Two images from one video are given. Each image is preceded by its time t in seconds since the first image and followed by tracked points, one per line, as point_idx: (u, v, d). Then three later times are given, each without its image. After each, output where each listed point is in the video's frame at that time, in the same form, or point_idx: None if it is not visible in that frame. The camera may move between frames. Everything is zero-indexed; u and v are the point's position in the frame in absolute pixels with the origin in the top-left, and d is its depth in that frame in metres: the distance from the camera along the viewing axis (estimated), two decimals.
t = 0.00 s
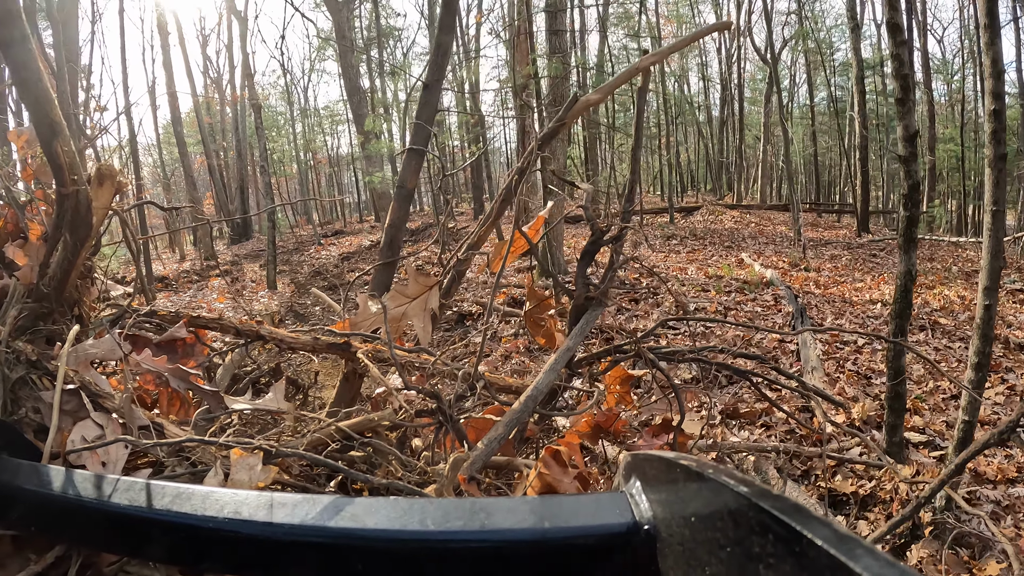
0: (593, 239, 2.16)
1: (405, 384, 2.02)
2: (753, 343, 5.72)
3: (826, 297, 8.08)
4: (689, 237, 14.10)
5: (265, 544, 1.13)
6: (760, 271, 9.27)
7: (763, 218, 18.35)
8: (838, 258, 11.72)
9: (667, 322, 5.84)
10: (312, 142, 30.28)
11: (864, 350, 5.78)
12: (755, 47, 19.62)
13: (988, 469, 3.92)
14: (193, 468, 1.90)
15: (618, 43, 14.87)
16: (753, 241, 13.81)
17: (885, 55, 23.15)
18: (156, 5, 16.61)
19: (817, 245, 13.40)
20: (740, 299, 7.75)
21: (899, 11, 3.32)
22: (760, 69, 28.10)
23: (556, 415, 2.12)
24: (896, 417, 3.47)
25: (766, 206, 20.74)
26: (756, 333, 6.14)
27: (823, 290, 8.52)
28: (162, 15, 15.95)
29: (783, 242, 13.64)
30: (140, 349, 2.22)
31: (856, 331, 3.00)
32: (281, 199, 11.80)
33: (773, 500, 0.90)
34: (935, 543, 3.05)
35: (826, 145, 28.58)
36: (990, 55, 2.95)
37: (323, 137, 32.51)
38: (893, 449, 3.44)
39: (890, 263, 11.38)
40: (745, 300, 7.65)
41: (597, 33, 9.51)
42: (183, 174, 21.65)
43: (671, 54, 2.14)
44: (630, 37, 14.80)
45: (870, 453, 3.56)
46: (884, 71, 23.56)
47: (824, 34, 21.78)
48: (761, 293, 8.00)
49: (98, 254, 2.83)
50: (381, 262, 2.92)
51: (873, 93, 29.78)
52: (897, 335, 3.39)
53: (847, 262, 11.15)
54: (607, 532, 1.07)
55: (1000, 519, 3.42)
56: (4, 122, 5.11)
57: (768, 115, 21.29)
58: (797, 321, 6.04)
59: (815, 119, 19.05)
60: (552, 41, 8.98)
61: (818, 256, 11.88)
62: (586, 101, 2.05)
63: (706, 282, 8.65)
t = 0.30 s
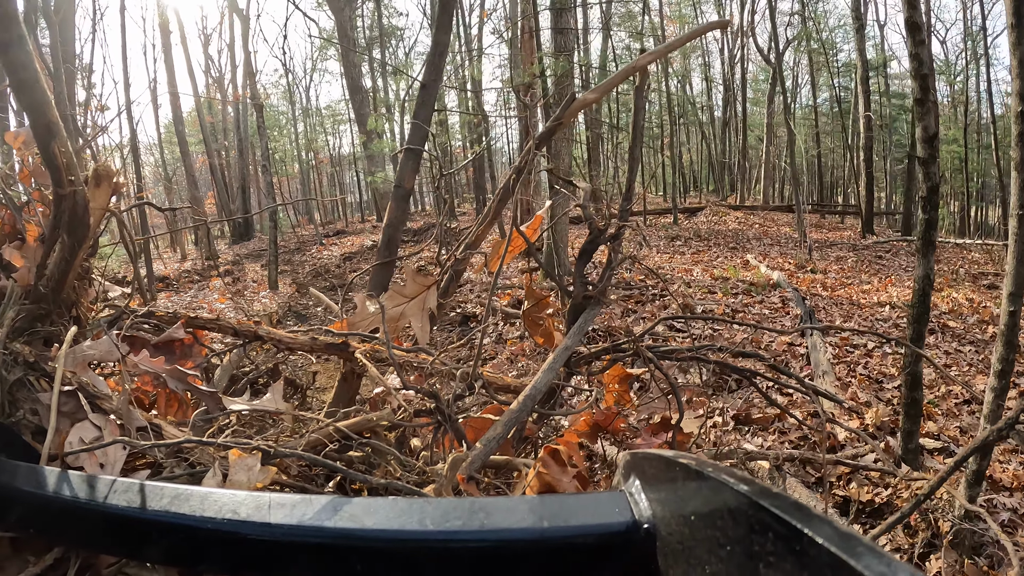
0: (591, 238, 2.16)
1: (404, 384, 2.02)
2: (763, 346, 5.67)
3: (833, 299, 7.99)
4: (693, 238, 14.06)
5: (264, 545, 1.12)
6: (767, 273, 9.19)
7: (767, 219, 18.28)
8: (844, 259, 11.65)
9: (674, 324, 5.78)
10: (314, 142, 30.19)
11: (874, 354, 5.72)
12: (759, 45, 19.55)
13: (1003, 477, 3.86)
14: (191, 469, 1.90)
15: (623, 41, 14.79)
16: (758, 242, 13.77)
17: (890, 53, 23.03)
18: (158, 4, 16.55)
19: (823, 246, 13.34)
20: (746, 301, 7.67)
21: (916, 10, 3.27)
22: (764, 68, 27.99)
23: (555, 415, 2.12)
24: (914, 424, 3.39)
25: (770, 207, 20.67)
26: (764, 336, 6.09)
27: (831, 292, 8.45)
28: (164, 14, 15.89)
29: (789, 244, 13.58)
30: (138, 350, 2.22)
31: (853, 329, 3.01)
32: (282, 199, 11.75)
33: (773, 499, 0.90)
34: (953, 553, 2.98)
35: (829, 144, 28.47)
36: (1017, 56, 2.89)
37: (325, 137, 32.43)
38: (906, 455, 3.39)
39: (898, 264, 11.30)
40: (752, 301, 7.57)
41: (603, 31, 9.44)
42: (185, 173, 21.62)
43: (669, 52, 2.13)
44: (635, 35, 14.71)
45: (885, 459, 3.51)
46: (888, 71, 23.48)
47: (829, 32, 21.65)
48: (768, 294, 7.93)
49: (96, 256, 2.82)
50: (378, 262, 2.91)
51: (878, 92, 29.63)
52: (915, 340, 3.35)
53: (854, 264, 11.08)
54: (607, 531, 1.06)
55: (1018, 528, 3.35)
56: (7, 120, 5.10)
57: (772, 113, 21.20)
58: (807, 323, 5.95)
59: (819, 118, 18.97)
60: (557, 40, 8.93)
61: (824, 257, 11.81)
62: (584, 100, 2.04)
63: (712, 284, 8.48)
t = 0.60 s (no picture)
0: (589, 238, 2.16)
1: (402, 385, 2.01)
2: (773, 350, 5.53)
3: (842, 301, 7.84)
4: (698, 239, 14.02)
5: (263, 546, 1.12)
6: (774, 274, 9.10)
7: (771, 219, 18.19)
8: (851, 260, 11.57)
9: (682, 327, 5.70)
10: (316, 142, 30.10)
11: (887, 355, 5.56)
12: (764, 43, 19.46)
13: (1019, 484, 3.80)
14: (190, 471, 1.90)
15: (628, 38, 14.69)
16: (763, 243, 13.70)
17: (894, 51, 22.92)
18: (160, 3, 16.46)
19: (829, 247, 13.27)
20: (755, 303, 7.51)
21: (939, 7, 3.21)
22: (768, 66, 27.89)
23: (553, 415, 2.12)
24: (930, 430, 3.29)
25: (775, 208, 20.60)
26: (774, 339, 5.94)
27: (839, 294, 8.33)
28: (166, 14, 15.83)
29: (794, 245, 13.51)
30: (136, 351, 2.21)
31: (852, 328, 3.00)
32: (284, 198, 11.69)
33: (771, 497, 0.90)
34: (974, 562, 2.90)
35: (832, 142, 28.34)
36: None
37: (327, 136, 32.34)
38: (924, 462, 3.31)
39: (905, 265, 11.21)
40: (760, 304, 7.39)
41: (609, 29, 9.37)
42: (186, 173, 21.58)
43: (667, 52, 2.13)
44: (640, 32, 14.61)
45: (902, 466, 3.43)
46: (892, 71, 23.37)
47: (833, 30, 21.55)
48: (775, 297, 7.78)
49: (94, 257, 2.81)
50: (376, 263, 2.90)
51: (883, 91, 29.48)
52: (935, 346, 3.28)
53: (861, 265, 10.99)
54: (605, 530, 1.06)
55: None
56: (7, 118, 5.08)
57: (776, 111, 21.09)
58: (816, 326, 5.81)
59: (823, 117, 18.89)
60: (562, 39, 8.86)
61: (830, 259, 11.73)
62: (582, 99, 2.04)
63: (719, 284, 8.30)
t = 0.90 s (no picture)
0: (585, 240, 2.15)
1: (397, 385, 2.01)
2: (782, 354, 5.36)
3: (851, 302, 7.67)
4: (703, 240, 13.97)
5: (258, 546, 1.12)
6: (781, 275, 9.02)
7: (775, 220, 18.11)
8: (857, 262, 11.50)
9: (690, 329, 5.64)
10: (318, 141, 30.02)
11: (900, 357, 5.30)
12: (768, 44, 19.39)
13: None
14: (185, 471, 1.89)
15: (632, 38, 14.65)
16: (769, 244, 13.64)
17: (899, 53, 22.84)
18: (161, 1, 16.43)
19: (835, 248, 13.21)
20: (763, 304, 7.29)
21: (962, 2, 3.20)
22: (771, 67, 27.85)
23: (548, 417, 2.12)
24: (950, 435, 3.24)
25: (779, 209, 20.54)
26: (783, 341, 5.75)
27: (847, 295, 8.18)
28: (167, 12, 15.78)
29: (800, 246, 13.44)
30: (132, 351, 2.20)
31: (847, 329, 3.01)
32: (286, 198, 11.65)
33: (766, 499, 0.89)
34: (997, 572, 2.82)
35: (835, 143, 28.29)
36: None
37: (329, 135, 32.26)
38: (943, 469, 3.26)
39: (913, 267, 11.13)
40: (768, 305, 7.18)
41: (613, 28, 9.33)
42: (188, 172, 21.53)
43: (663, 54, 2.12)
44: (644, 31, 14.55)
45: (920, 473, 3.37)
46: (894, 71, 23.30)
47: (838, 31, 21.46)
48: (783, 298, 7.59)
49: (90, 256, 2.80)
50: (371, 263, 2.90)
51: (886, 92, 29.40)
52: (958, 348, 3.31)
53: (869, 267, 10.92)
54: (600, 531, 1.06)
55: None
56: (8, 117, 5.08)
57: (779, 113, 21.01)
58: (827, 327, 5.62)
59: (827, 118, 18.85)
60: (568, 38, 8.80)
61: (837, 260, 11.65)
62: (579, 100, 2.03)
63: (726, 286, 8.14)
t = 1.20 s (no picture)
0: (583, 241, 2.15)
1: (394, 385, 2.01)
2: (792, 357, 5.28)
3: (858, 304, 7.63)
4: (708, 241, 13.92)
5: (254, 545, 1.12)
6: (787, 276, 8.98)
7: (779, 221, 18.06)
8: (864, 263, 11.45)
9: (698, 332, 5.59)
10: (320, 141, 29.96)
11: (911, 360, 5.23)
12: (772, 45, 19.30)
13: None
14: (182, 469, 1.89)
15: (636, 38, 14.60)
16: (774, 245, 13.59)
17: (903, 55, 22.73)
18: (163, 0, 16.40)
19: (840, 249, 13.15)
20: (770, 306, 7.24)
21: None
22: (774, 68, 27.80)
23: (545, 417, 2.12)
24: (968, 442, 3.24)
25: (782, 209, 20.48)
26: (792, 344, 5.67)
27: (854, 296, 8.13)
28: (169, 11, 15.75)
29: (805, 247, 13.38)
30: (129, 350, 2.20)
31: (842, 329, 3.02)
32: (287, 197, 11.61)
33: (763, 500, 0.89)
34: None
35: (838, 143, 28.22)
36: None
37: (331, 134, 32.19)
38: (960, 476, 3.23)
39: (919, 268, 11.08)
40: (776, 307, 7.08)
41: (617, 28, 9.30)
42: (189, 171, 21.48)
43: (662, 55, 2.12)
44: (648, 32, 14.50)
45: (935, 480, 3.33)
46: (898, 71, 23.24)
47: (843, 32, 21.35)
48: (790, 300, 7.49)
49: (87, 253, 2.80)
50: (369, 262, 2.90)
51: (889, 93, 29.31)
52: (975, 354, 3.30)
53: (875, 268, 10.86)
54: (596, 532, 1.06)
55: None
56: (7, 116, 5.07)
57: (783, 114, 20.95)
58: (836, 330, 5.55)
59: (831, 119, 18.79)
60: (573, 36, 8.73)
61: (842, 261, 11.60)
62: (576, 101, 2.03)
63: (732, 288, 8.10)
